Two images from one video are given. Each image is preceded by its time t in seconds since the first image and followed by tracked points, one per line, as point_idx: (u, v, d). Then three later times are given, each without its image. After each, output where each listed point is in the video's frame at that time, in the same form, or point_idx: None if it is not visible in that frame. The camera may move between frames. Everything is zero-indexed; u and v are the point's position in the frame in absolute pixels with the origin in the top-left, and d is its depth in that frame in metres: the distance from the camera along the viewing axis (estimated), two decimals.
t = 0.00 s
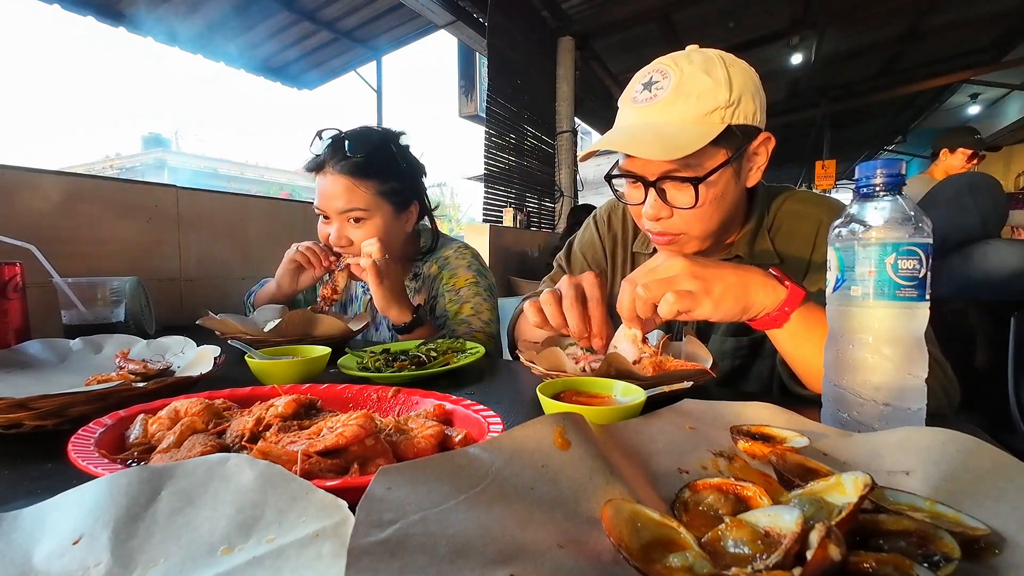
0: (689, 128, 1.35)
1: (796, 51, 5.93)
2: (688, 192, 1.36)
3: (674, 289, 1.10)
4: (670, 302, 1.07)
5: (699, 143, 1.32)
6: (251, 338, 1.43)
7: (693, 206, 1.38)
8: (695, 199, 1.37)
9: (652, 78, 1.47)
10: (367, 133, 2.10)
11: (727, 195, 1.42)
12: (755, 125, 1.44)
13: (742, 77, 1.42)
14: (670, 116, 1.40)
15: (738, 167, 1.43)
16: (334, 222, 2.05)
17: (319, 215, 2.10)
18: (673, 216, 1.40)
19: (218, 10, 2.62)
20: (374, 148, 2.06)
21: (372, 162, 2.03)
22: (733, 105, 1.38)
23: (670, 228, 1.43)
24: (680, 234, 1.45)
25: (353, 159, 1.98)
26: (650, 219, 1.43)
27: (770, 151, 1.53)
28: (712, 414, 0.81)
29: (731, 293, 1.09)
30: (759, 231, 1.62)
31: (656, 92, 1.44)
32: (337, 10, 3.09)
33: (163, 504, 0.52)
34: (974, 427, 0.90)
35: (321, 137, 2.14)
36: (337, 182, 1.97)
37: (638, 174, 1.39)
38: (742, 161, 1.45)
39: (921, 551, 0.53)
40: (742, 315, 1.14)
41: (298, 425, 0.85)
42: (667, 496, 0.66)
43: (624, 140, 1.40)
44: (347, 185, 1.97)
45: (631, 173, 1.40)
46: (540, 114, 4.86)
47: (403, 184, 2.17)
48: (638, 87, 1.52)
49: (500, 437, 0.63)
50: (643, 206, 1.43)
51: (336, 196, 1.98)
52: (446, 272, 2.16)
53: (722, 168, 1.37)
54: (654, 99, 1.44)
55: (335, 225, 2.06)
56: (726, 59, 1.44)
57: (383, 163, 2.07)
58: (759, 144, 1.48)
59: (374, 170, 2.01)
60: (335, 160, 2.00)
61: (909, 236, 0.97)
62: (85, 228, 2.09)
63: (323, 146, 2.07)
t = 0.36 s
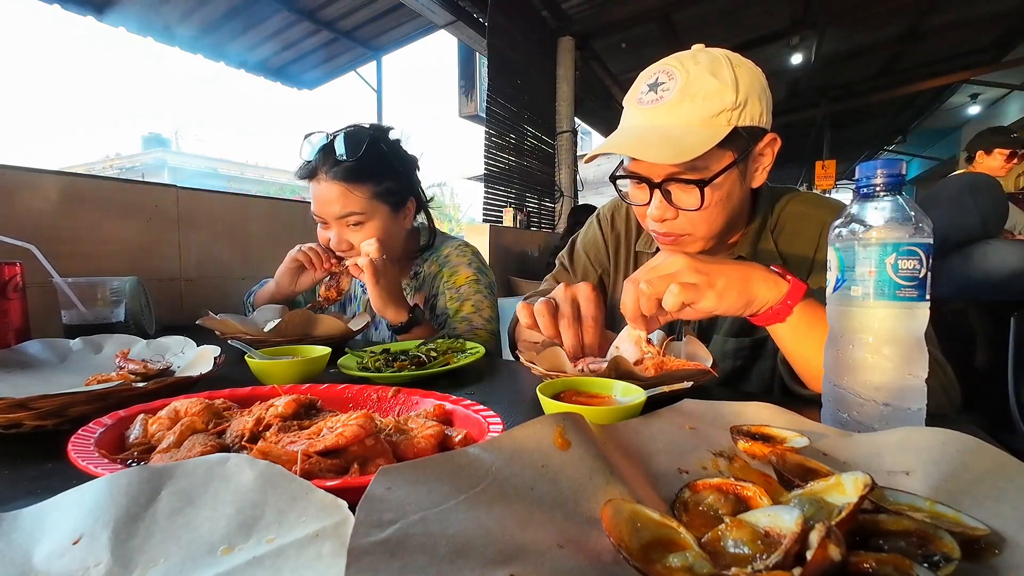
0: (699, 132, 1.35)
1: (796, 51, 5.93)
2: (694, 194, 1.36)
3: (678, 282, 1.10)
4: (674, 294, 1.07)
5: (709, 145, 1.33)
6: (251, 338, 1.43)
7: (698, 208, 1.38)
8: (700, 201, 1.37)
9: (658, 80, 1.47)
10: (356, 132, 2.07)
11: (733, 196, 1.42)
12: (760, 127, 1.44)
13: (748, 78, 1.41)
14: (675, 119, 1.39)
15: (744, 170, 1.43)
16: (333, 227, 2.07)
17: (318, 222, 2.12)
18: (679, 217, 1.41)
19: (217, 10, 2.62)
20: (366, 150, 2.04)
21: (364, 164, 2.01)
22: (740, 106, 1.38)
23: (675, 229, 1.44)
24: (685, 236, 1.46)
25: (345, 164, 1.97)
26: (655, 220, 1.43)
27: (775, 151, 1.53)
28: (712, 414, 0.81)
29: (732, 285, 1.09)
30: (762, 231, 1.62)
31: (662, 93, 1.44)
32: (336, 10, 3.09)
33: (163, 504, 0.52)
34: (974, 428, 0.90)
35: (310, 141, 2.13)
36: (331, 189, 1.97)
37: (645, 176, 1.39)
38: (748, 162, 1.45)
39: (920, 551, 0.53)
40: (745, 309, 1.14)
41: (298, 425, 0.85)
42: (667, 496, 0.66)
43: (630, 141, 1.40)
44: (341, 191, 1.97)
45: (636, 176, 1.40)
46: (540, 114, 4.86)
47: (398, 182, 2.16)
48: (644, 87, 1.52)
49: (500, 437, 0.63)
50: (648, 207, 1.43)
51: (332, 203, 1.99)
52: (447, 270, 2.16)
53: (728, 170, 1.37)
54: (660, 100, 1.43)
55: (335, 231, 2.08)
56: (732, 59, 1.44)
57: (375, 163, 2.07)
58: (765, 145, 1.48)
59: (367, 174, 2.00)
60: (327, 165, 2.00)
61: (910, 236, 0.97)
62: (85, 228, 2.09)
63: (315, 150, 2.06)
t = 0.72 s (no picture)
0: (709, 113, 1.35)
1: (796, 51, 5.93)
2: (705, 181, 1.38)
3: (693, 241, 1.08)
4: (684, 250, 1.07)
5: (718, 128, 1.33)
6: (251, 338, 1.43)
7: (709, 194, 1.40)
8: (710, 188, 1.39)
9: (668, 68, 1.48)
10: (351, 128, 2.08)
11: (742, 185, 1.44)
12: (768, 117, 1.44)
13: (757, 69, 1.43)
14: (686, 102, 1.40)
15: (752, 157, 1.42)
16: (331, 223, 2.07)
17: (315, 216, 2.11)
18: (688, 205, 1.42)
19: (217, 10, 2.62)
20: (360, 144, 2.05)
21: (360, 158, 2.02)
22: (751, 91, 1.38)
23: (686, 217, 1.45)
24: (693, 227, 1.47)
25: (342, 159, 1.98)
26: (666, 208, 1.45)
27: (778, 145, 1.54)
28: (712, 414, 0.80)
29: (741, 268, 1.10)
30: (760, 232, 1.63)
31: (672, 79, 1.45)
32: (336, 10, 3.10)
33: (162, 504, 0.52)
34: (973, 428, 0.90)
35: (305, 141, 2.13)
36: (327, 184, 1.98)
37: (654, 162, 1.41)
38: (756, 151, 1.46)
39: (920, 551, 0.53)
40: (741, 297, 1.15)
41: (298, 425, 0.85)
42: (667, 496, 0.66)
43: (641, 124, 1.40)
44: (337, 185, 1.97)
45: (645, 162, 1.42)
46: (540, 114, 4.86)
47: (395, 176, 2.16)
48: (652, 76, 1.53)
49: (500, 437, 0.63)
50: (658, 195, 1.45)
51: (330, 198, 1.99)
52: (446, 268, 2.16)
53: (739, 155, 1.39)
54: (670, 86, 1.44)
55: (332, 226, 2.08)
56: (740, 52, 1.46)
57: (370, 158, 2.06)
58: (770, 138, 1.49)
59: (363, 167, 2.00)
60: (323, 162, 2.00)
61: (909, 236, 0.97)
62: (85, 228, 2.10)
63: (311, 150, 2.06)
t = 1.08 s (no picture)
0: (645, 106, 1.41)
1: (796, 51, 5.93)
2: (643, 172, 1.44)
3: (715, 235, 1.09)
4: (708, 236, 1.07)
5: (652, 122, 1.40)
6: (251, 338, 1.43)
7: (648, 185, 1.46)
8: (649, 178, 1.45)
9: (625, 66, 1.56)
10: (353, 127, 2.08)
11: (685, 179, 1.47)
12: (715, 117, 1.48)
13: (707, 69, 1.47)
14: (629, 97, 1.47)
15: (700, 150, 1.47)
16: (331, 221, 2.07)
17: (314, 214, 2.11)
18: (633, 196, 1.49)
19: (217, 10, 2.62)
20: (362, 144, 2.05)
21: (361, 157, 2.01)
22: (692, 89, 1.42)
23: (632, 208, 1.51)
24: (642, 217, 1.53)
25: (343, 158, 1.98)
26: (613, 199, 1.53)
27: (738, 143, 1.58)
28: (712, 414, 0.80)
29: (739, 284, 1.10)
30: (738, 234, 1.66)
31: (623, 76, 1.53)
32: (336, 10, 3.10)
33: (163, 504, 0.52)
34: (973, 428, 0.90)
35: (310, 137, 2.14)
36: (327, 182, 1.98)
37: (601, 152, 1.50)
38: (705, 148, 1.49)
39: (920, 551, 0.53)
40: (722, 317, 1.13)
41: (298, 425, 0.85)
42: (667, 496, 0.66)
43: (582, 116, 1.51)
44: (337, 185, 1.97)
45: (599, 153, 1.50)
46: (540, 114, 4.86)
47: (395, 176, 2.16)
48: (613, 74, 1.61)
49: (499, 437, 0.63)
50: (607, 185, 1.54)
51: (330, 196, 1.99)
52: (446, 269, 2.16)
53: (678, 147, 1.43)
54: (619, 82, 1.52)
55: (332, 225, 2.07)
56: (698, 53, 1.50)
57: (370, 158, 2.06)
58: (723, 136, 1.51)
59: (363, 167, 2.00)
60: (324, 161, 2.00)
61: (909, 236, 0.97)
62: (85, 228, 2.09)
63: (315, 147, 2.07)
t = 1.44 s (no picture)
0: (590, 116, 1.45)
1: (796, 51, 5.93)
2: (594, 181, 1.46)
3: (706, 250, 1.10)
4: (696, 255, 1.07)
5: (586, 128, 1.42)
6: (251, 338, 1.43)
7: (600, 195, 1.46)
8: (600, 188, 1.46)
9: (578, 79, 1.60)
10: (352, 128, 2.08)
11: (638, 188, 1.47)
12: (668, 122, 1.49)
13: (655, 75, 1.49)
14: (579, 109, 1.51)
15: (653, 157, 1.47)
16: (329, 223, 2.07)
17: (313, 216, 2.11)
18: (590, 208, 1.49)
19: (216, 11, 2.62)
20: (360, 146, 2.04)
21: (359, 159, 2.01)
22: (638, 95, 1.45)
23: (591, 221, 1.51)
24: (604, 228, 1.52)
25: (340, 160, 1.97)
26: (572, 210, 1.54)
27: (696, 148, 1.56)
28: (712, 414, 0.80)
29: (730, 297, 1.09)
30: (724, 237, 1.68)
31: (574, 88, 1.57)
32: (335, 10, 3.09)
33: (163, 504, 0.52)
34: (973, 428, 0.90)
35: (310, 137, 2.15)
36: (325, 186, 1.98)
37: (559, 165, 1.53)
38: (659, 153, 1.49)
39: (920, 551, 0.53)
40: (715, 329, 1.14)
41: (298, 425, 0.85)
42: (667, 496, 0.66)
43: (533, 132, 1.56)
44: (336, 187, 1.97)
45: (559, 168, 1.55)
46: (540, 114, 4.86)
47: (394, 178, 2.16)
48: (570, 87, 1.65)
49: (499, 437, 0.63)
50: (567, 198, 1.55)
51: (328, 199, 1.99)
52: (447, 269, 2.16)
53: (625, 157, 1.44)
54: (571, 94, 1.56)
55: (331, 226, 2.07)
56: (646, 60, 1.52)
57: (369, 159, 2.06)
58: (678, 141, 1.51)
59: (362, 169, 2.00)
60: (323, 161, 2.00)
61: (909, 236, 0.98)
62: (85, 228, 2.09)
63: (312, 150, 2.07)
